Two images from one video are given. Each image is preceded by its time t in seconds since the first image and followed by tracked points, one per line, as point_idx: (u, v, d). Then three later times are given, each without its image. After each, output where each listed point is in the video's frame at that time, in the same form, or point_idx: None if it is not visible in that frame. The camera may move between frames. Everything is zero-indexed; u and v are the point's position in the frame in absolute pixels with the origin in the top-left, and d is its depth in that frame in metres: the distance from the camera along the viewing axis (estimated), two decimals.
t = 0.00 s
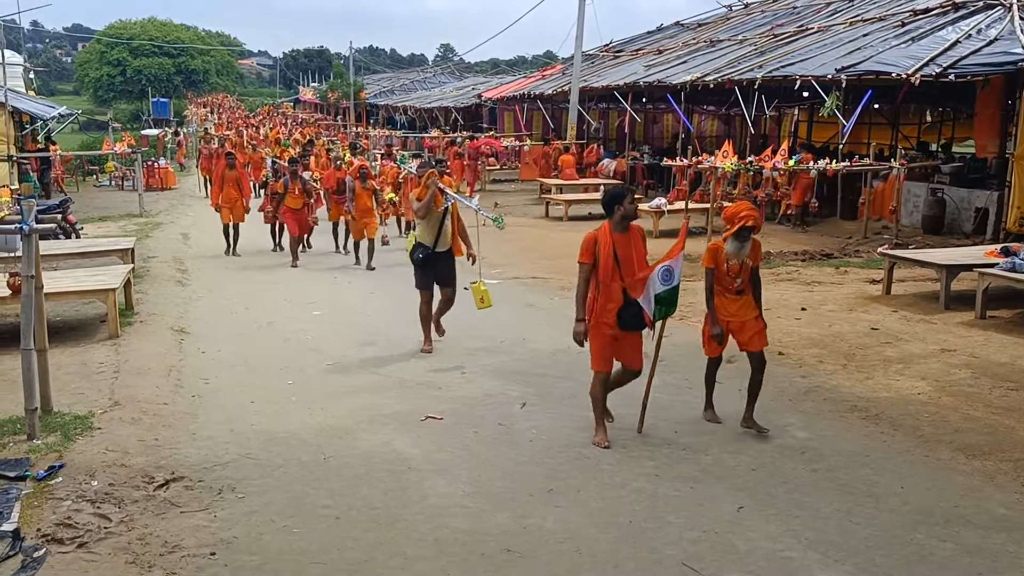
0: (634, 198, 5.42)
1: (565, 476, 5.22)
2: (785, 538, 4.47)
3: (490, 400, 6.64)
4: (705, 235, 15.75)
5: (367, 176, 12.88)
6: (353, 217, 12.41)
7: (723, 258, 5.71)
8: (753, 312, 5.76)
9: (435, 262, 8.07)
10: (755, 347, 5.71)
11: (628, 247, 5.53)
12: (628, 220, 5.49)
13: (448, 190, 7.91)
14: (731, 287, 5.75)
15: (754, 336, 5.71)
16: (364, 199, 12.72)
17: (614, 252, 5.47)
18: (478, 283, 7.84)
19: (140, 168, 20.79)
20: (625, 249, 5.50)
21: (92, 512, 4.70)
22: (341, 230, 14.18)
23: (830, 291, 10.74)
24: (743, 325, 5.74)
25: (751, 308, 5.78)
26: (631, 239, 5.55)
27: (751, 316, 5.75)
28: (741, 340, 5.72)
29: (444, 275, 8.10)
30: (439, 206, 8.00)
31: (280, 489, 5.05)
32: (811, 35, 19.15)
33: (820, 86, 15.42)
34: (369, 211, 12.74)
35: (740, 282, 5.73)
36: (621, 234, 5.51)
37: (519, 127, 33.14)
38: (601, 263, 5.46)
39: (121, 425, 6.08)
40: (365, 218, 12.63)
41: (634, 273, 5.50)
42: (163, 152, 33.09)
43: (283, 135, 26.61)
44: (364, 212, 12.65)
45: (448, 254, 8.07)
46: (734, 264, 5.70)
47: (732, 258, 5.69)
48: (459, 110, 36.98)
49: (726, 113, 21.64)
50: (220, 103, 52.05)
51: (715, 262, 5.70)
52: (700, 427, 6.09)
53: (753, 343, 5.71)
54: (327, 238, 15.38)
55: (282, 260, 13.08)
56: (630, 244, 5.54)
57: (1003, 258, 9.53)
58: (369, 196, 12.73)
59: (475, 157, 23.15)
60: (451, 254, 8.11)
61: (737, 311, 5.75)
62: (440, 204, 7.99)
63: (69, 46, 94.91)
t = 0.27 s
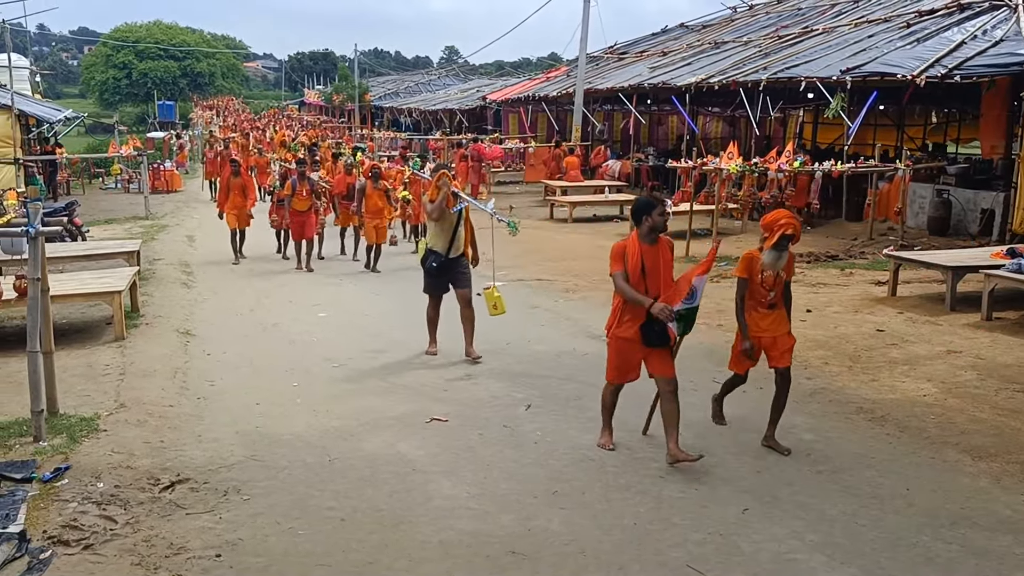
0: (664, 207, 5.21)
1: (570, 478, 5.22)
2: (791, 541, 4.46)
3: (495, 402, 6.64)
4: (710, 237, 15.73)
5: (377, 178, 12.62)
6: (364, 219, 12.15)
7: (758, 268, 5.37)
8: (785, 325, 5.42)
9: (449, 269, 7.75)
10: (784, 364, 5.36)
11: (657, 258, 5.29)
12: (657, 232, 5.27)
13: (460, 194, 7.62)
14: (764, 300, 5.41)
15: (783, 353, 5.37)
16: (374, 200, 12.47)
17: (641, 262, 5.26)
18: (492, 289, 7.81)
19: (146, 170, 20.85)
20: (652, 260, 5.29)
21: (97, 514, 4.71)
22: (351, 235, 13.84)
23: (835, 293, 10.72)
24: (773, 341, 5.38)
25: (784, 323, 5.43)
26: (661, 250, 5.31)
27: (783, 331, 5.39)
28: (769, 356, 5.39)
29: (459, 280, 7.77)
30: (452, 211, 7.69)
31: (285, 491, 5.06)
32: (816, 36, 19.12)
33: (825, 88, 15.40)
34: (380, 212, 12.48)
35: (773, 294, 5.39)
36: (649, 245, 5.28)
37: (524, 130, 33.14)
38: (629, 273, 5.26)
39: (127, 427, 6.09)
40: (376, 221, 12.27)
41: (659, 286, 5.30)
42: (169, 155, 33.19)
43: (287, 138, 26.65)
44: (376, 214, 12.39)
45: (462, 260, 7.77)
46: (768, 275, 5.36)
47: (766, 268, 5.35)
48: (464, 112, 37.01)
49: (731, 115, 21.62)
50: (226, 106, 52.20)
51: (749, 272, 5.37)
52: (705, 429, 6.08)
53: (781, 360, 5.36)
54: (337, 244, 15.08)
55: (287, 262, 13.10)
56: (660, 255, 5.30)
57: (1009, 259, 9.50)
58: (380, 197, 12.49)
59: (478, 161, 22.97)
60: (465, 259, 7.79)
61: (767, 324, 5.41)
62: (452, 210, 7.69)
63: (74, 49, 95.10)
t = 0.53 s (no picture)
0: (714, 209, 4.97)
1: (576, 482, 5.21)
2: (797, 545, 4.44)
3: (501, 405, 6.63)
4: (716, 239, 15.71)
5: (390, 184, 12.30)
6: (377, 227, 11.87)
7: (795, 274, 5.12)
8: (822, 334, 5.20)
9: (466, 276, 7.46)
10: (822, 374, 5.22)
11: (701, 265, 5.06)
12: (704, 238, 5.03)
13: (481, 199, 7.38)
14: (800, 307, 5.13)
15: (821, 363, 5.21)
16: (387, 208, 12.16)
17: (685, 266, 5.03)
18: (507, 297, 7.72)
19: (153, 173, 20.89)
20: (696, 267, 5.04)
21: (104, 518, 4.72)
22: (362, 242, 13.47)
23: (842, 295, 10.67)
24: (809, 352, 5.19)
25: (819, 331, 5.20)
26: (706, 257, 5.07)
27: (818, 340, 5.18)
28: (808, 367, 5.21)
29: (476, 288, 7.47)
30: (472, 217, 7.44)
31: (291, 494, 5.06)
32: (823, 38, 19.09)
33: (832, 90, 15.36)
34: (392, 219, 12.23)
35: (809, 302, 5.12)
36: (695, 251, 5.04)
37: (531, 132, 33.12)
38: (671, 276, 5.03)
39: (133, 430, 6.11)
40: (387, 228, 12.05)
41: (704, 292, 5.05)
42: (176, 158, 33.27)
43: (294, 141, 26.70)
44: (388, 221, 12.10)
45: (482, 267, 7.48)
46: (806, 282, 5.09)
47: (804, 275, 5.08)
48: (470, 115, 37.05)
49: (738, 117, 21.59)
50: (233, 109, 52.32)
51: (784, 279, 5.19)
52: (711, 432, 6.06)
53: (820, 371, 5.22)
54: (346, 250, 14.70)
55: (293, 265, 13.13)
56: (704, 263, 5.06)
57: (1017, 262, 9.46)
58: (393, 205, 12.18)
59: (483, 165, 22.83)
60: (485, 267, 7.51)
61: (803, 333, 5.17)
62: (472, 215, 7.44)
63: (82, 53, 95.43)
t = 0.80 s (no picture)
0: (746, 224, 4.68)
1: (577, 486, 5.21)
2: (799, 549, 4.44)
3: (503, 410, 6.64)
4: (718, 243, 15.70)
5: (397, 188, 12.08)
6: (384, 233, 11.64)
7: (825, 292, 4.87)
8: (853, 353, 4.95)
9: (474, 284, 7.20)
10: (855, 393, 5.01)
11: (732, 281, 4.79)
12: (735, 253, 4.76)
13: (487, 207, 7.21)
14: (831, 325, 4.89)
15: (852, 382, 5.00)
16: (395, 213, 11.91)
17: (715, 283, 4.76)
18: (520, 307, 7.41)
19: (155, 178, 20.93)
20: (726, 283, 4.78)
21: (106, 522, 4.72)
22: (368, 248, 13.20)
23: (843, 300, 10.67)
24: (839, 372, 4.93)
25: (851, 352, 4.94)
26: (736, 273, 4.80)
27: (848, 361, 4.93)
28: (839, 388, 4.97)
29: (484, 298, 7.28)
30: (479, 224, 7.23)
31: (293, 499, 5.06)
32: (824, 43, 19.11)
33: (834, 94, 15.37)
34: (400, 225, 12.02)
35: (842, 320, 4.88)
36: (725, 267, 4.78)
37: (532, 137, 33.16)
38: (700, 294, 4.77)
39: (135, 435, 6.11)
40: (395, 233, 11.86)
41: (737, 310, 4.77)
42: (178, 163, 33.30)
43: (296, 146, 26.74)
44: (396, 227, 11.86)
45: (489, 276, 7.24)
46: (837, 300, 4.83)
47: (835, 293, 4.82)
48: (472, 119, 37.08)
49: (739, 121, 21.61)
50: (235, 114, 52.39)
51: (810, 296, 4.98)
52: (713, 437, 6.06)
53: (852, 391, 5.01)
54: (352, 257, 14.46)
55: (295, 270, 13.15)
56: (734, 280, 4.79)
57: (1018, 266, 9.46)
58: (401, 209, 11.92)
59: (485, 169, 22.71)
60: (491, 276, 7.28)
61: (834, 354, 4.90)
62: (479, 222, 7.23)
63: (84, 58, 95.60)
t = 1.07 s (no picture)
0: (765, 228, 4.42)
1: (578, 493, 5.20)
2: (800, 555, 4.43)
3: (504, 416, 6.62)
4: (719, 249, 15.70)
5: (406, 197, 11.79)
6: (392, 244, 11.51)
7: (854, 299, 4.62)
8: (889, 364, 4.66)
9: (472, 300, 6.98)
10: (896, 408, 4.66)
11: (759, 291, 4.48)
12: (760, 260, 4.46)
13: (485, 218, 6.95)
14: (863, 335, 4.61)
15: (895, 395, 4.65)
16: (402, 222, 11.77)
17: (740, 295, 4.46)
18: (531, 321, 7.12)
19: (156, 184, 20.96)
20: (753, 293, 4.47)
21: (106, 530, 4.71)
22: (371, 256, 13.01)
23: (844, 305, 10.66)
24: (873, 383, 4.65)
25: (886, 361, 4.66)
26: (763, 282, 4.49)
27: (885, 370, 4.64)
28: (877, 400, 4.66)
29: (487, 312, 7.02)
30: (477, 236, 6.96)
31: (293, 506, 5.05)
32: (824, 49, 19.12)
33: (834, 100, 15.38)
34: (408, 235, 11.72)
35: (875, 329, 4.62)
36: (750, 276, 4.48)
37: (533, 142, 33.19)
38: (725, 307, 4.48)
39: (136, 441, 6.11)
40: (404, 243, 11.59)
41: (767, 323, 4.46)
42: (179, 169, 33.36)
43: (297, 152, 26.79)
44: (404, 236, 11.74)
45: (489, 290, 6.99)
46: (867, 309, 4.61)
47: (865, 301, 4.60)
48: (472, 125, 37.13)
49: (739, 127, 21.62)
50: (236, 120, 52.47)
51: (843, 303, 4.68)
52: (713, 444, 6.05)
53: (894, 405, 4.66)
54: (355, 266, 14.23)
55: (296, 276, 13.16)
56: (762, 289, 4.48)
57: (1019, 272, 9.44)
58: (408, 219, 11.80)
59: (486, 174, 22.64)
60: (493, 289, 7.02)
61: (867, 364, 4.64)
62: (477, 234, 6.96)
63: (86, 65, 95.83)
